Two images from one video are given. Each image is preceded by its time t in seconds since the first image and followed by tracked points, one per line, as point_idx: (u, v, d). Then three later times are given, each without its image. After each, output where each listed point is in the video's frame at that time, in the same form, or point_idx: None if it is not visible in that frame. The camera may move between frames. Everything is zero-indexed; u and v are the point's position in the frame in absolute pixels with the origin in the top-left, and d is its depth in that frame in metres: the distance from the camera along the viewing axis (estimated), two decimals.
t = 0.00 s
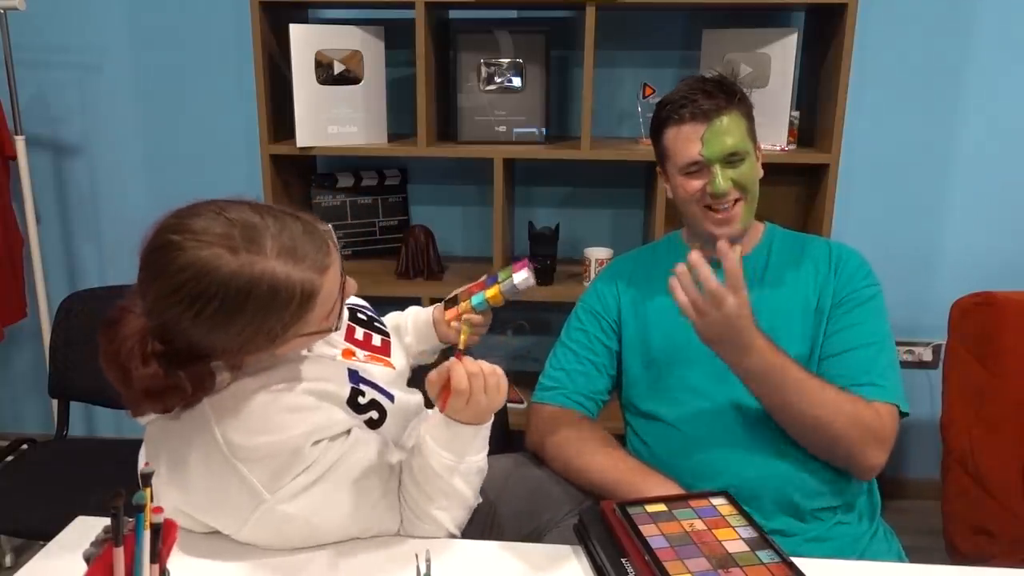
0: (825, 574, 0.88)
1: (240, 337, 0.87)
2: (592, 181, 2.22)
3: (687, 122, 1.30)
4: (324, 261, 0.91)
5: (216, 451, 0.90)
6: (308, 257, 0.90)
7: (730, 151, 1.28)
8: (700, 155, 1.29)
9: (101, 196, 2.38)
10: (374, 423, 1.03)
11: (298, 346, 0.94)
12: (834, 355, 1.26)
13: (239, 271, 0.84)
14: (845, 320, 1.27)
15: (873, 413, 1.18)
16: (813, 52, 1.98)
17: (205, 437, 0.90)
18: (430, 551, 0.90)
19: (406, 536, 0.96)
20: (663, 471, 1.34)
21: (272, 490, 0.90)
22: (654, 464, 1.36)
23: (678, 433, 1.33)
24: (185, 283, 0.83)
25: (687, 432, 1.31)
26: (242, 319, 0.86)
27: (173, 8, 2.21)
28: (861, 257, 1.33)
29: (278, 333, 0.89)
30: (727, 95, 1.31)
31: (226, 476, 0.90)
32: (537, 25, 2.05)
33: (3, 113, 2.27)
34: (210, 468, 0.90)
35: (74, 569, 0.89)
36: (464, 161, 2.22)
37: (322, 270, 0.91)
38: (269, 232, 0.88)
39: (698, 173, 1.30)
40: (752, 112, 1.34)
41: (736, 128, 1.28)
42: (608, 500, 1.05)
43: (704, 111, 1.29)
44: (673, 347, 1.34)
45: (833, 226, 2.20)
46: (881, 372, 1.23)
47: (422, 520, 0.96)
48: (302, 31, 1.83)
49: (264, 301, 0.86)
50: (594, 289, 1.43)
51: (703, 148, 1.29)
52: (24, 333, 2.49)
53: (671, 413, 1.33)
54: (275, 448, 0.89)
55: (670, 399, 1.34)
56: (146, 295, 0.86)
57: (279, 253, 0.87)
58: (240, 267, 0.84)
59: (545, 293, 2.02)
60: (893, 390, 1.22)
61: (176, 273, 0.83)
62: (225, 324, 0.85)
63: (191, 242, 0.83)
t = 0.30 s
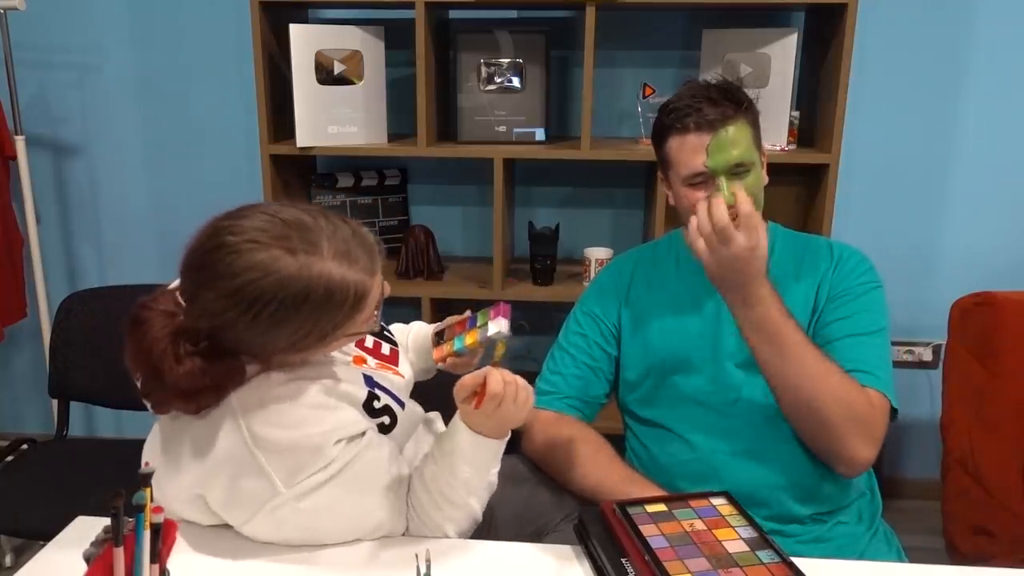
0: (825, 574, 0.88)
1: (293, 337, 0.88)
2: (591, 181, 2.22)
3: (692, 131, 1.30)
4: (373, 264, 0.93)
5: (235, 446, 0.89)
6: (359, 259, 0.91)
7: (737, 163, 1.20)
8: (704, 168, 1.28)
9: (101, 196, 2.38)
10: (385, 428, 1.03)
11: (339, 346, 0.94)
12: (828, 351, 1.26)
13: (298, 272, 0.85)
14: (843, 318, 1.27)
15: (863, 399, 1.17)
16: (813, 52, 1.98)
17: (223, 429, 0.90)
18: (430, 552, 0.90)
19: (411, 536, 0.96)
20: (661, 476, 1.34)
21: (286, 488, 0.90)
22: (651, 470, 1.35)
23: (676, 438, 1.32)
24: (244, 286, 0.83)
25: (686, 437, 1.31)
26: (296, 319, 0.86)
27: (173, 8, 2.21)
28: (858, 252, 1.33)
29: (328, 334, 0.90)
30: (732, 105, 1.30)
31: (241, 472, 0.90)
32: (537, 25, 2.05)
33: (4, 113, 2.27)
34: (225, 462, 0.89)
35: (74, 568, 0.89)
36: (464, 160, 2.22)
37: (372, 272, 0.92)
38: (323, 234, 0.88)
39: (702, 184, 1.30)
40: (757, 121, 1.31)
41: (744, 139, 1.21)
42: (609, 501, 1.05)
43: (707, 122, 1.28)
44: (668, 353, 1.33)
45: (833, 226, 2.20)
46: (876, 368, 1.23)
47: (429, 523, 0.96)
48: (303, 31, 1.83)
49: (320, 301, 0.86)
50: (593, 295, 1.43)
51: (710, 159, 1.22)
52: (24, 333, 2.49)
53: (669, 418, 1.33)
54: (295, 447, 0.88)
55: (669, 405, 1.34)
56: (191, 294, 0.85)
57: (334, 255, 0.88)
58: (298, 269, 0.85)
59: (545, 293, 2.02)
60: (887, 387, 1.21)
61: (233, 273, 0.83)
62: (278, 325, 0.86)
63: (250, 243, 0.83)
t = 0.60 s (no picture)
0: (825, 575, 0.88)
1: (309, 321, 0.87)
2: (591, 180, 2.22)
3: (692, 141, 1.30)
4: (387, 250, 0.93)
5: (234, 445, 0.88)
6: (374, 243, 0.91)
7: (736, 172, 1.21)
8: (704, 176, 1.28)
9: (101, 196, 2.38)
10: (385, 428, 1.04)
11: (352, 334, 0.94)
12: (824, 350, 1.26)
13: (316, 253, 0.85)
14: (841, 317, 1.27)
15: (860, 402, 1.17)
16: (813, 52, 1.98)
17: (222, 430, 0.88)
18: (430, 551, 0.90)
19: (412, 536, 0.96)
20: (660, 475, 1.34)
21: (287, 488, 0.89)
22: (650, 469, 1.35)
23: (675, 437, 1.32)
24: (262, 268, 0.83)
25: (686, 437, 1.31)
26: (312, 302, 0.86)
27: (173, 8, 2.21)
28: (855, 252, 1.33)
29: (343, 318, 0.89)
30: (733, 111, 1.30)
31: (241, 471, 0.89)
32: (537, 25, 2.05)
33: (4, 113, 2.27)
34: (225, 461, 0.89)
35: (74, 568, 0.88)
36: (464, 160, 2.22)
37: (387, 258, 0.92)
38: (338, 218, 0.89)
39: (701, 192, 1.30)
40: (757, 126, 1.32)
41: (745, 149, 1.22)
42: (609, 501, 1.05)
43: (707, 130, 1.28)
44: (668, 353, 1.33)
45: (833, 226, 2.20)
46: (873, 368, 1.23)
47: (430, 523, 0.96)
48: (303, 31, 1.83)
49: (337, 284, 0.87)
50: (592, 296, 1.43)
51: (709, 168, 1.23)
52: (24, 333, 2.49)
53: (668, 419, 1.33)
54: (296, 445, 0.88)
55: (668, 406, 1.34)
56: (206, 280, 0.85)
57: (350, 238, 0.88)
58: (316, 251, 0.85)
59: (545, 293, 2.02)
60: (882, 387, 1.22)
61: (251, 255, 0.83)
62: (295, 308, 0.86)
63: (268, 226, 0.84)
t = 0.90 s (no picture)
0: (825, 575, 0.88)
1: (308, 302, 0.87)
2: (591, 181, 2.22)
3: (691, 137, 1.29)
4: (381, 229, 0.93)
5: (233, 443, 0.88)
6: (368, 222, 0.91)
7: (735, 168, 1.27)
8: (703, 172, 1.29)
9: (101, 196, 2.38)
10: (384, 426, 1.03)
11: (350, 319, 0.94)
12: (828, 349, 1.26)
13: (310, 229, 0.85)
14: (843, 315, 1.27)
15: (863, 404, 1.17)
16: (812, 52, 1.98)
17: (219, 430, 0.88)
18: (430, 550, 0.90)
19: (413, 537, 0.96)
20: (661, 474, 1.34)
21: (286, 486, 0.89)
22: (651, 467, 1.35)
23: (676, 436, 1.32)
24: (257, 247, 0.83)
25: (687, 435, 1.31)
26: (309, 281, 0.86)
27: (173, 8, 2.21)
28: (855, 250, 1.33)
29: (340, 297, 0.89)
30: (733, 108, 1.29)
31: (239, 469, 0.89)
32: (537, 25, 2.05)
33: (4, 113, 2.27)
34: (223, 458, 0.88)
35: (74, 568, 0.88)
36: (464, 160, 2.22)
37: (382, 237, 0.92)
38: (331, 198, 0.89)
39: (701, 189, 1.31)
40: (757, 123, 1.32)
41: (743, 145, 1.27)
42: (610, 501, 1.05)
43: (708, 126, 1.28)
44: (670, 351, 1.33)
45: (833, 227, 2.20)
46: (875, 367, 1.23)
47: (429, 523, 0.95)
48: (303, 31, 1.83)
49: (332, 260, 0.86)
50: (593, 295, 1.43)
51: (708, 165, 1.28)
52: (24, 333, 2.49)
53: (670, 418, 1.33)
54: (295, 442, 0.88)
55: (669, 404, 1.34)
56: (204, 267, 0.85)
57: (344, 216, 0.89)
58: (311, 228, 0.85)
59: (545, 292, 2.02)
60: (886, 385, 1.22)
61: (246, 235, 0.84)
62: (292, 288, 0.86)
63: (262, 206, 0.85)
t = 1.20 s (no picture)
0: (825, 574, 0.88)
1: (320, 292, 0.87)
2: (591, 181, 2.22)
3: (691, 137, 1.30)
4: (393, 223, 0.93)
5: (236, 439, 0.87)
6: (380, 215, 0.91)
7: (735, 167, 1.27)
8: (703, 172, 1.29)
9: (101, 196, 2.38)
10: (388, 426, 1.03)
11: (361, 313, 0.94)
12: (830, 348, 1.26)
13: (323, 218, 0.86)
14: (844, 315, 1.27)
15: (867, 403, 1.17)
16: (812, 52, 1.98)
17: (223, 426, 0.88)
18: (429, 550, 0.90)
19: (412, 537, 0.96)
20: (660, 474, 1.34)
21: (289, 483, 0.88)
22: (650, 468, 1.35)
23: (675, 436, 1.32)
24: (271, 235, 0.84)
25: (687, 436, 1.31)
26: (321, 271, 0.86)
27: (173, 8, 2.21)
28: (856, 251, 1.33)
29: (352, 289, 0.89)
30: (733, 108, 1.29)
31: (242, 466, 0.88)
32: (537, 25, 2.05)
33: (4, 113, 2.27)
34: (226, 455, 0.88)
35: (74, 568, 0.88)
36: (464, 160, 2.22)
37: (394, 231, 0.93)
38: (345, 190, 0.90)
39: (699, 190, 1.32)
40: (758, 123, 1.32)
41: (744, 146, 1.27)
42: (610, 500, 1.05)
43: (707, 127, 1.28)
44: (670, 351, 1.33)
45: (833, 227, 2.20)
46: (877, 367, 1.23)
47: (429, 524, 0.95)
48: (303, 31, 1.83)
49: (345, 250, 0.87)
50: (592, 295, 1.43)
51: (709, 164, 1.28)
52: (24, 334, 2.49)
53: (670, 418, 1.33)
54: (298, 440, 0.88)
55: (670, 405, 1.34)
56: (218, 255, 0.86)
57: (356, 207, 0.89)
58: (324, 218, 0.86)
59: (545, 292, 2.02)
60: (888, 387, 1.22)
61: (261, 223, 0.84)
62: (305, 278, 0.85)
63: (276, 195, 0.86)
